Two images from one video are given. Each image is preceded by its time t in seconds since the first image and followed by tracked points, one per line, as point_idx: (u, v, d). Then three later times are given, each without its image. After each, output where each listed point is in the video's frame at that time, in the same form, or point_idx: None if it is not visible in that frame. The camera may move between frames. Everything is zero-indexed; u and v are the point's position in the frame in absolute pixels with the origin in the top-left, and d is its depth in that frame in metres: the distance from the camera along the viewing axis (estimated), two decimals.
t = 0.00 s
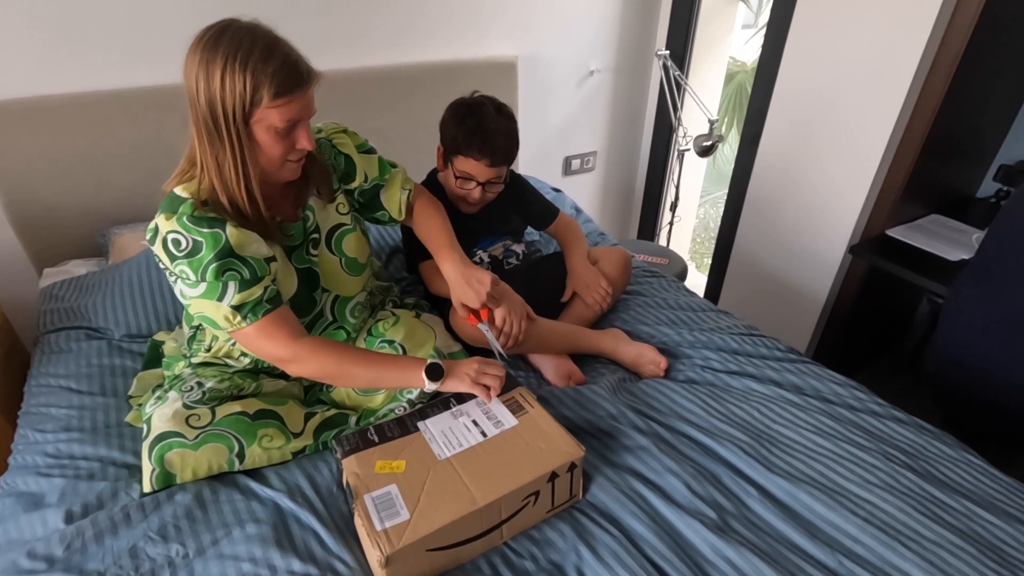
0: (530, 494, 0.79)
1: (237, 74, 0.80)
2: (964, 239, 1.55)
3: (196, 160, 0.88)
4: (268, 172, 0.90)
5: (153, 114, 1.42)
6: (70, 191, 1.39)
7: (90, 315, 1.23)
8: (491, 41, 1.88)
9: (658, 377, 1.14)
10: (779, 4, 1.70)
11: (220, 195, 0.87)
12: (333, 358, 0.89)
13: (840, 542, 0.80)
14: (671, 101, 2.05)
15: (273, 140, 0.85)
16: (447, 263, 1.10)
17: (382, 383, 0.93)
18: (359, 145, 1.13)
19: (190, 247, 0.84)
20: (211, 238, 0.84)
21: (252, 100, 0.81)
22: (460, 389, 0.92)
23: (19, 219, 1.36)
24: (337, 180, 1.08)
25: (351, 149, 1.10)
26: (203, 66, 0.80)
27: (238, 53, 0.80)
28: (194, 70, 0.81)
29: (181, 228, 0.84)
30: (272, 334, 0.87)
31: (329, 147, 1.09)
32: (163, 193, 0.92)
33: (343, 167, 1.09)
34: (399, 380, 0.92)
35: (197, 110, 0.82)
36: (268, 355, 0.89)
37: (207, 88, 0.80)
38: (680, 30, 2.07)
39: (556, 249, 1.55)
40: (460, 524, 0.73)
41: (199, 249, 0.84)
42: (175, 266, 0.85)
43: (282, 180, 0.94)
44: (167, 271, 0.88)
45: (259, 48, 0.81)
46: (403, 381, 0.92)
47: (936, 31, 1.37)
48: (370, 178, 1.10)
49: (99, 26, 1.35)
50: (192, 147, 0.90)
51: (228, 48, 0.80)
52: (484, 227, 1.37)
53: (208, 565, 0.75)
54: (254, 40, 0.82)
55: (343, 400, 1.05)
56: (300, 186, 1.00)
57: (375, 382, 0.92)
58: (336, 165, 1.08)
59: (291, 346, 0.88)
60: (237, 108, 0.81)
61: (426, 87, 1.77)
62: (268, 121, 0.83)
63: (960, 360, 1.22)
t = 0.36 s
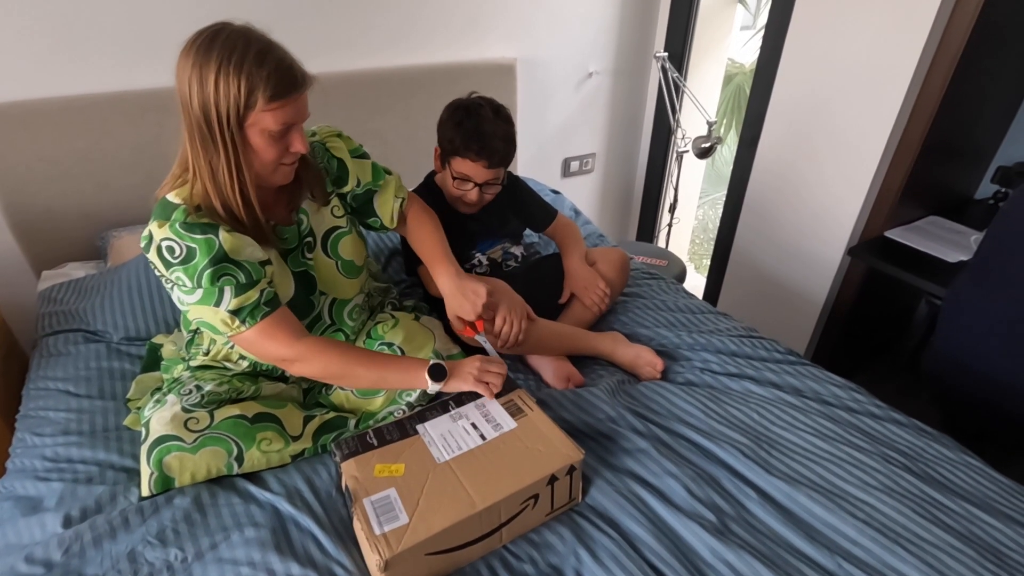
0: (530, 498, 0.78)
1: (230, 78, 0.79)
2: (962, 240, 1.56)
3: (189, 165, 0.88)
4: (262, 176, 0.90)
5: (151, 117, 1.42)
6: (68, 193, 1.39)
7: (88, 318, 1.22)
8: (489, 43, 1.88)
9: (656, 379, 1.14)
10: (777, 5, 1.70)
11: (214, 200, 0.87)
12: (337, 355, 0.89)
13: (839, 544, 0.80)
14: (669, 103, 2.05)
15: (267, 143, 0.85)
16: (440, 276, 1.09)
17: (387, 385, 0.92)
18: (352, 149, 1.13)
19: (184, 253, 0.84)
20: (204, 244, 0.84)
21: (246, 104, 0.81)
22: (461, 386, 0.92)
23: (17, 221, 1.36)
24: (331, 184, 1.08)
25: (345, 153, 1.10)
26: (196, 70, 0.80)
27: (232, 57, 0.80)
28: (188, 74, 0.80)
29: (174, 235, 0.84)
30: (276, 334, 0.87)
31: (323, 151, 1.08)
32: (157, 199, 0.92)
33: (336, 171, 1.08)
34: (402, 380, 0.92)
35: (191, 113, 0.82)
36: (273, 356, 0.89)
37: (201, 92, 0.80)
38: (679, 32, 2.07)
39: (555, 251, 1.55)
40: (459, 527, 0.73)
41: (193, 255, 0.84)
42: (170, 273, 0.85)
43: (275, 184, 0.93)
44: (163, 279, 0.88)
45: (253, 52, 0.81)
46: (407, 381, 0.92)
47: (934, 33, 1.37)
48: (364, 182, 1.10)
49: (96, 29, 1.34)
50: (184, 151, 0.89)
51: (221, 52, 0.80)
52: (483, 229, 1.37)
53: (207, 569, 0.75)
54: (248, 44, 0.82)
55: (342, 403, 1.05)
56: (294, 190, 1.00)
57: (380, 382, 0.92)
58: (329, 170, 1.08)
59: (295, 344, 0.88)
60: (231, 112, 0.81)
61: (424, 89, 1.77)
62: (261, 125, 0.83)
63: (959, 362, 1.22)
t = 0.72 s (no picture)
0: (529, 501, 0.78)
1: (227, 77, 0.79)
2: (960, 241, 1.56)
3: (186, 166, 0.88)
4: (259, 176, 0.89)
5: (149, 118, 1.42)
6: (66, 195, 1.38)
7: (87, 320, 1.22)
8: (488, 44, 1.88)
9: (655, 379, 1.14)
10: (776, 6, 1.70)
11: (210, 200, 0.86)
12: (334, 352, 0.89)
13: (840, 546, 0.80)
14: (668, 104, 2.05)
15: (264, 143, 0.85)
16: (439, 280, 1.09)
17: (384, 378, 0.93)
18: (350, 150, 1.13)
19: (181, 252, 0.83)
20: (202, 243, 0.84)
21: (243, 104, 0.81)
22: (457, 372, 0.93)
23: (15, 223, 1.36)
24: (329, 185, 1.07)
25: (343, 155, 1.10)
26: (193, 70, 0.80)
27: (228, 57, 0.80)
28: (184, 74, 0.80)
29: (171, 233, 0.84)
30: (272, 332, 0.87)
31: (320, 152, 1.08)
32: (153, 200, 0.92)
33: (334, 172, 1.08)
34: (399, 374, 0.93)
35: (188, 113, 0.82)
36: (268, 355, 0.88)
37: (198, 92, 0.80)
38: (677, 32, 2.07)
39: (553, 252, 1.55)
40: (458, 529, 0.73)
41: (190, 254, 0.83)
42: (166, 272, 0.84)
43: (272, 184, 0.93)
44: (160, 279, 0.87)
45: (249, 52, 0.81)
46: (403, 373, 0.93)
47: (932, 34, 1.37)
48: (360, 183, 1.10)
49: (94, 30, 1.34)
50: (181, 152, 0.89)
51: (218, 52, 0.80)
52: (481, 230, 1.37)
53: (206, 572, 0.75)
54: (244, 44, 0.82)
55: (342, 404, 1.05)
56: (290, 191, 1.00)
57: (377, 376, 0.93)
58: (326, 172, 1.07)
59: (292, 343, 0.87)
60: (228, 112, 0.80)
61: (423, 90, 1.77)
62: (258, 125, 0.83)
63: (957, 362, 1.23)
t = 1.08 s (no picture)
0: (528, 500, 0.78)
1: (227, 73, 0.79)
2: (959, 240, 1.56)
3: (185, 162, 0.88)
4: (258, 173, 0.89)
5: (148, 118, 1.42)
6: (65, 196, 1.38)
7: (86, 320, 1.22)
8: (488, 44, 1.88)
9: (655, 380, 1.14)
10: (775, 6, 1.70)
11: (209, 197, 0.86)
12: (326, 354, 0.89)
13: (840, 545, 0.80)
14: (668, 104, 2.05)
15: (263, 139, 0.85)
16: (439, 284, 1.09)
17: (376, 386, 0.92)
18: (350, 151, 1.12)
19: (176, 249, 0.83)
20: (197, 241, 0.83)
21: (242, 99, 0.81)
22: (446, 369, 0.91)
23: (14, 224, 1.35)
24: (328, 184, 1.07)
25: (343, 155, 1.10)
26: (193, 65, 0.80)
27: (228, 52, 0.80)
28: (184, 71, 0.80)
29: (167, 231, 0.84)
30: (265, 332, 0.86)
31: (320, 152, 1.08)
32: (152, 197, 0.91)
33: (333, 172, 1.08)
34: (391, 381, 0.92)
35: (188, 110, 0.82)
36: (261, 355, 0.88)
37: (198, 87, 0.80)
38: (677, 33, 2.07)
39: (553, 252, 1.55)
40: (457, 527, 0.72)
41: (185, 252, 0.83)
42: (162, 270, 0.84)
43: (272, 181, 0.93)
44: (156, 275, 0.87)
45: (248, 47, 0.81)
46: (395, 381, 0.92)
47: (931, 34, 1.37)
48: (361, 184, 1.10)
49: (93, 31, 1.34)
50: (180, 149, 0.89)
51: (217, 48, 0.80)
52: (481, 230, 1.37)
53: (206, 572, 0.75)
54: (244, 40, 0.82)
55: (341, 404, 1.05)
56: (289, 189, 0.99)
57: (369, 382, 0.92)
58: (325, 172, 1.07)
59: (284, 343, 0.87)
60: (227, 107, 0.80)
61: (422, 90, 1.77)
62: (257, 120, 0.83)
63: (957, 362, 1.23)
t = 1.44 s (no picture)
0: (527, 501, 0.78)
1: (232, 73, 0.79)
2: (959, 240, 1.56)
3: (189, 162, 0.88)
4: (262, 172, 0.89)
5: (147, 118, 1.42)
6: (64, 196, 1.38)
7: (85, 320, 1.22)
8: (487, 44, 1.88)
9: (655, 379, 1.14)
10: (775, 6, 1.70)
11: (214, 196, 0.86)
12: (325, 358, 0.89)
13: (839, 545, 0.80)
14: (667, 103, 2.05)
15: (268, 138, 0.85)
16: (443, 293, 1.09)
17: (374, 388, 0.93)
18: (352, 152, 1.12)
19: (179, 250, 0.83)
20: (200, 242, 0.83)
21: (247, 99, 0.81)
22: (445, 368, 0.91)
23: (13, 223, 1.35)
24: (330, 185, 1.07)
25: (345, 156, 1.10)
26: (198, 65, 0.80)
27: (234, 52, 0.80)
28: (190, 71, 0.80)
29: (170, 231, 0.83)
30: (264, 335, 0.87)
31: (322, 153, 1.08)
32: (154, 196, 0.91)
33: (335, 173, 1.08)
34: (390, 383, 0.92)
35: (193, 109, 0.82)
36: (260, 357, 0.88)
37: (203, 87, 0.80)
38: (676, 32, 2.07)
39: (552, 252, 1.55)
40: (457, 528, 0.72)
41: (188, 253, 0.83)
42: (163, 270, 0.84)
43: (276, 180, 0.93)
44: (158, 276, 0.87)
45: (253, 47, 0.81)
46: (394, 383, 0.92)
47: (930, 34, 1.38)
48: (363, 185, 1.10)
49: (92, 30, 1.34)
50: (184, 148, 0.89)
51: (223, 48, 0.80)
52: (481, 229, 1.37)
53: (205, 571, 0.75)
54: (249, 39, 0.82)
55: (341, 404, 1.05)
56: (291, 189, 0.99)
57: (367, 385, 0.92)
58: (327, 173, 1.07)
59: (283, 346, 0.87)
60: (233, 107, 0.80)
61: (422, 89, 1.76)
62: (262, 120, 0.83)
63: (957, 362, 1.23)
